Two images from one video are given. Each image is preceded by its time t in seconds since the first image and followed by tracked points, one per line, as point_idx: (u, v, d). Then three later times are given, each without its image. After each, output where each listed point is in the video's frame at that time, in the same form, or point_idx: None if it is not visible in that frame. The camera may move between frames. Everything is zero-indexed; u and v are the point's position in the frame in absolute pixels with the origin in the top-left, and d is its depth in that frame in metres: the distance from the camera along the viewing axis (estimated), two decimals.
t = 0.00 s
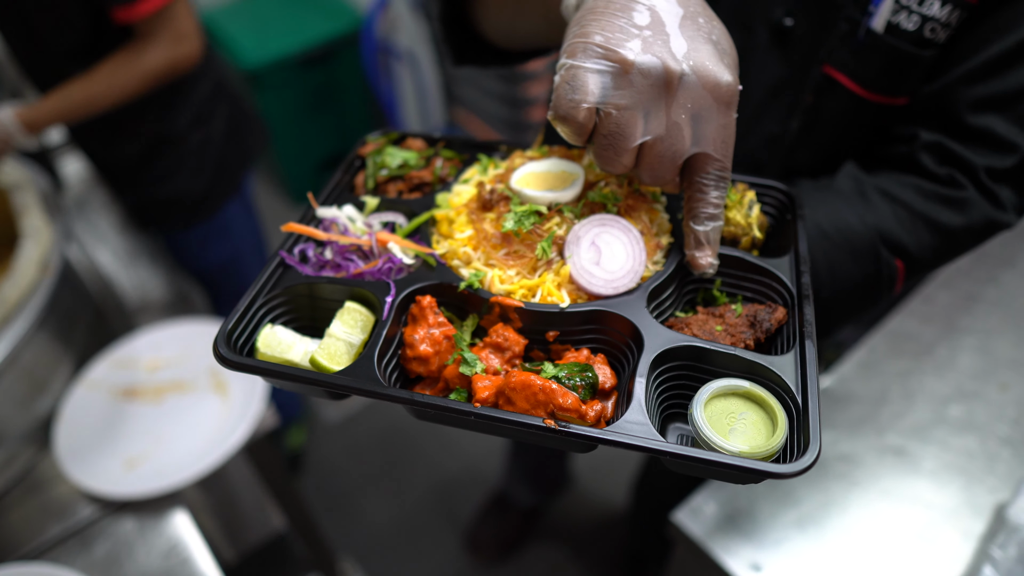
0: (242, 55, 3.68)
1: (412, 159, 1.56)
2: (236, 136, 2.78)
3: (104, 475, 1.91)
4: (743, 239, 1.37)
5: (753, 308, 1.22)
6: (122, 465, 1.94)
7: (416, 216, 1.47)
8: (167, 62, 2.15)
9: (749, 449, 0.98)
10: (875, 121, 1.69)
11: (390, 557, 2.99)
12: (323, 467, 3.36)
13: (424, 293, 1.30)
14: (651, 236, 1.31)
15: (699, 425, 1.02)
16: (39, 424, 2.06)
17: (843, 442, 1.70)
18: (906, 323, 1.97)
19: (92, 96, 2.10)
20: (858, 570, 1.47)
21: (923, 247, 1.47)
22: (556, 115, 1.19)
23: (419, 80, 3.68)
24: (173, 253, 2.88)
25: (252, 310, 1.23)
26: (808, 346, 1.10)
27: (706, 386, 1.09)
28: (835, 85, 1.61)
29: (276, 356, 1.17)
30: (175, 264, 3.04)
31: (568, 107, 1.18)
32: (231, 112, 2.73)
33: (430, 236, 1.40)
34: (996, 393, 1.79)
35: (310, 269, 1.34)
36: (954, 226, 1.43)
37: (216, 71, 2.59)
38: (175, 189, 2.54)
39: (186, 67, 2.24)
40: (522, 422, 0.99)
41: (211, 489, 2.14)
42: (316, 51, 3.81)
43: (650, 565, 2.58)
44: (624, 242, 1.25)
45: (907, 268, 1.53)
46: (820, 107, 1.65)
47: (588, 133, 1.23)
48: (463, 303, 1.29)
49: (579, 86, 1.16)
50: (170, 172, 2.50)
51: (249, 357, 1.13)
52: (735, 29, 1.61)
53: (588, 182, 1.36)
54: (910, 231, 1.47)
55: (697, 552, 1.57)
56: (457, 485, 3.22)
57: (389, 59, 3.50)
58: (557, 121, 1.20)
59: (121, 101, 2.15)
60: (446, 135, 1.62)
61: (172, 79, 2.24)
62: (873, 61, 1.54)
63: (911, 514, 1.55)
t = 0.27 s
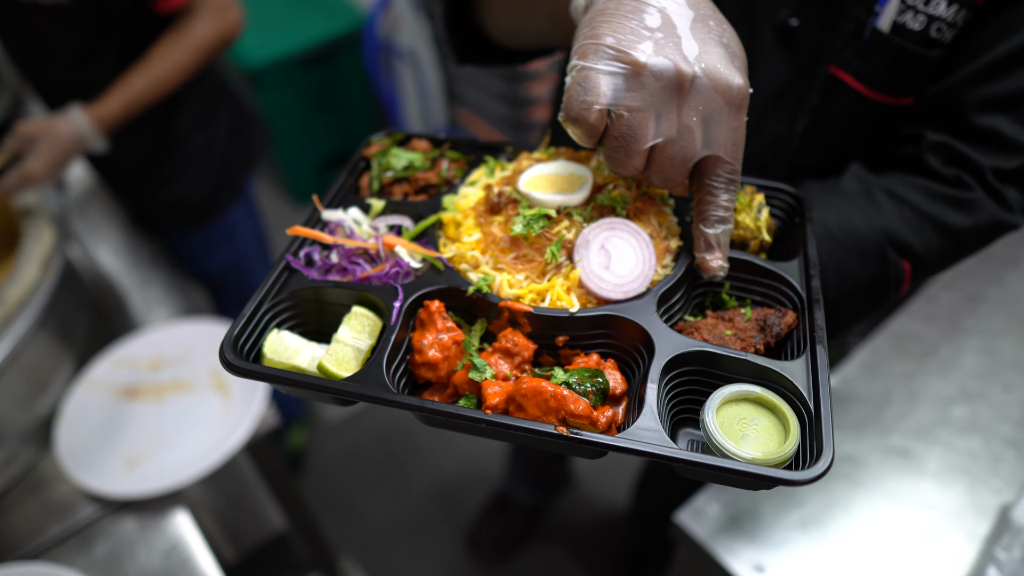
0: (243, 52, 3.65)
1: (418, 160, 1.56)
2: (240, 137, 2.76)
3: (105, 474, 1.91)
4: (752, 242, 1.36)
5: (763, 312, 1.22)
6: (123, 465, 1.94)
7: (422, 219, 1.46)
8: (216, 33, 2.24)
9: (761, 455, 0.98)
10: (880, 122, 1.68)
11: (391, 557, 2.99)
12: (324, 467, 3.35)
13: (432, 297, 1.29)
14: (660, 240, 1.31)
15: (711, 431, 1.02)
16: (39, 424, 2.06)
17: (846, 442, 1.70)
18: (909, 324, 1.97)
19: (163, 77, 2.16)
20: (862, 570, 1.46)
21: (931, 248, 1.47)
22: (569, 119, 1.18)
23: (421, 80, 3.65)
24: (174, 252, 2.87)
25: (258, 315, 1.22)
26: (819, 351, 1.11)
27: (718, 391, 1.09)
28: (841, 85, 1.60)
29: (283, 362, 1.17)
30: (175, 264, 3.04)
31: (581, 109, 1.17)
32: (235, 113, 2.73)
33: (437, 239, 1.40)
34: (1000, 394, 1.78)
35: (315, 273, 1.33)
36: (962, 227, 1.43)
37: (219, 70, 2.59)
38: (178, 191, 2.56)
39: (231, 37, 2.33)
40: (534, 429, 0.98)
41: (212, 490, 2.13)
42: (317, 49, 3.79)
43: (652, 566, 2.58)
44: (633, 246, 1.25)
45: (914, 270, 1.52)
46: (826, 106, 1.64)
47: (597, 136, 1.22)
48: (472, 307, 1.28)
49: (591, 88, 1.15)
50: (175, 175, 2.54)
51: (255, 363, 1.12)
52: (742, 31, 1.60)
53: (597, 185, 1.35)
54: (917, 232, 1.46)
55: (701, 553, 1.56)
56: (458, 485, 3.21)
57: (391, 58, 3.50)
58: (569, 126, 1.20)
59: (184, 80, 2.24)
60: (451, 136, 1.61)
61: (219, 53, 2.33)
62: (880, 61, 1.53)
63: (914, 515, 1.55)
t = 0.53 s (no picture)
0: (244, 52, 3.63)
1: (422, 162, 1.56)
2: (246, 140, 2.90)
3: (105, 473, 1.90)
4: (759, 238, 1.36)
5: (770, 308, 1.21)
6: (123, 463, 1.94)
7: (427, 219, 1.46)
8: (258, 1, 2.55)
9: (769, 449, 0.97)
10: (884, 125, 1.68)
11: (390, 556, 2.98)
12: (324, 467, 3.35)
13: (436, 295, 1.30)
14: (665, 238, 1.30)
15: (720, 427, 1.01)
16: (38, 423, 2.06)
17: (846, 442, 1.70)
18: (908, 324, 1.97)
19: (220, 48, 2.47)
20: (860, 570, 1.46)
21: (938, 250, 1.48)
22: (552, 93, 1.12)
23: (421, 79, 3.65)
24: (176, 250, 2.89)
25: (263, 311, 1.22)
26: (828, 346, 1.09)
27: (725, 387, 1.09)
28: (845, 89, 1.61)
29: (288, 357, 1.16)
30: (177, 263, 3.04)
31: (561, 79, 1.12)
32: (239, 116, 2.89)
33: (441, 238, 1.41)
34: (999, 394, 1.77)
35: (321, 271, 1.33)
36: (970, 229, 1.43)
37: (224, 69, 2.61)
38: (189, 198, 2.70)
39: None
40: (540, 423, 0.98)
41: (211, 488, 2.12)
42: (318, 49, 3.78)
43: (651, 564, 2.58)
44: (638, 244, 1.24)
45: (920, 272, 1.53)
46: (830, 110, 1.65)
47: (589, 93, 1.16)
48: (477, 305, 1.30)
49: None
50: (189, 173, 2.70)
51: (260, 359, 1.11)
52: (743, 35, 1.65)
53: (602, 185, 1.33)
54: (925, 234, 1.47)
55: (701, 554, 1.56)
56: (458, 485, 3.21)
57: (390, 57, 3.45)
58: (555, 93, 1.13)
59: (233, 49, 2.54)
60: (456, 138, 1.62)
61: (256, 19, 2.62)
62: (884, 65, 1.54)
63: (912, 514, 1.54)
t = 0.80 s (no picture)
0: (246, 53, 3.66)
1: (451, 144, 1.55)
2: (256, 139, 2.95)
3: (104, 471, 1.90)
4: (791, 233, 1.42)
5: (804, 302, 1.25)
6: (123, 462, 1.95)
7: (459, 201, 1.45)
8: None
9: (812, 441, 0.98)
10: (891, 123, 1.69)
11: (388, 556, 2.96)
12: (322, 466, 3.32)
13: (472, 277, 1.31)
14: (701, 228, 1.35)
15: (760, 416, 1.02)
16: (40, 419, 2.04)
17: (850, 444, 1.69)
18: (911, 322, 1.95)
19: (233, 45, 2.50)
20: (858, 569, 1.45)
21: (954, 250, 1.46)
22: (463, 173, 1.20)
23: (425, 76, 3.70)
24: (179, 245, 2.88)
25: (291, 288, 1.23)
26: (864, 340, 1.13)
27: (765, 377, 1.10)
28: (857, 92, 1.65)
29: (319, 336, 1.17)
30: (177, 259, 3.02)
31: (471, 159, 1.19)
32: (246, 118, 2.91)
33: (475, 222, 1.41)
34: (998, 393, 1.76)
35: (350, 250, 1.34)
36: (988, 231, 1.43)
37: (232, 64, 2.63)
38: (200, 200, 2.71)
39: None
40: (583, 408, 1.00)
41: (212, 484, 2.11)
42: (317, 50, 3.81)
43: (652, 564, 2.57)
44: (677, 231, 1.27)
45: (936, 272, 1.51)
46: (841, 113, 1.70)
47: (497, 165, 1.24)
48: (511, 289, 1.31)
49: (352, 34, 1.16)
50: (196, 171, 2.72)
51: (290, 335, 1.12)
52: (750, 37, 1.71)
53: (638, 173, 1.38)
54: (941, 234, 1.46)
55: (705, 555, 1.55)
56: (457, 484, 3.19)
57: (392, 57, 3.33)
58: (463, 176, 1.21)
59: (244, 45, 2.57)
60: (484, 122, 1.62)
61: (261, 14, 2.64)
62: (897, 72, 1.57)
63: (911, 513, 1.53)
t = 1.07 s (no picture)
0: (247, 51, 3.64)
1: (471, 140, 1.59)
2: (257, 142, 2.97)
3: (104, 472, 1.89)
4: (807, 231, 1.46)
5: (821, 300, 1.29)
6: (122, 462, 1.94)
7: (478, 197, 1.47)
8: None
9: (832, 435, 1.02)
10: (894, 122, 1.69)
11: (388, 556, 2.96)
12: (322, 467, 3.33)
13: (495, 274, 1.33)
14: (721, 226, 1.37)
15: (780, 411, 1.06)
16: (41, 419, 2.04)
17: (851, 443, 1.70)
18: (910, 322, 1.96)
19: (235, 47, 2.49)
20: (859, 569, 1.45)
21: (963, 246, 1.49)
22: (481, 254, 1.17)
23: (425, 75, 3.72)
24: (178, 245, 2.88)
25: (311, 284, 1.23)
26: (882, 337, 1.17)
27: (784, 374, 1.13)
28: (857, 91, 1.64)
29: (343, 331, 1.19)
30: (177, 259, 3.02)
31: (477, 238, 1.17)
32: (248, 120, 2.92)
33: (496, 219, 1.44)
34: (999, 392, 1.77)
35: (371, 246, 1.37)
36: (994, 226, 1.44)
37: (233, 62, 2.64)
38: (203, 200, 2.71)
39: None
40: (609, 403, 1.02)
41: (213, 483, 2.11)
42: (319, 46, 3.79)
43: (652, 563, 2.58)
44: (696, 229, 1.30)
45: (946, 265, 1.54)
46: (840, 111, 1.69)
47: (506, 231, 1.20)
48: (533, 286, 1.32)
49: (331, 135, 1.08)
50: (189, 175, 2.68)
51: (312, 331, 1.13)
52: (748, 34, 1.70)
53: (657, 171, 1.40)
54: (949, 229, 1.48)
55: (705, 554, 1.55)
56: (456, 484, 3.20)
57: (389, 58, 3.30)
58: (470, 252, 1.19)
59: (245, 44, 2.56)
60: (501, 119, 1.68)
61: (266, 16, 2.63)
62: (898, 68, 1.57)
63: (912, 512, 1.54)
